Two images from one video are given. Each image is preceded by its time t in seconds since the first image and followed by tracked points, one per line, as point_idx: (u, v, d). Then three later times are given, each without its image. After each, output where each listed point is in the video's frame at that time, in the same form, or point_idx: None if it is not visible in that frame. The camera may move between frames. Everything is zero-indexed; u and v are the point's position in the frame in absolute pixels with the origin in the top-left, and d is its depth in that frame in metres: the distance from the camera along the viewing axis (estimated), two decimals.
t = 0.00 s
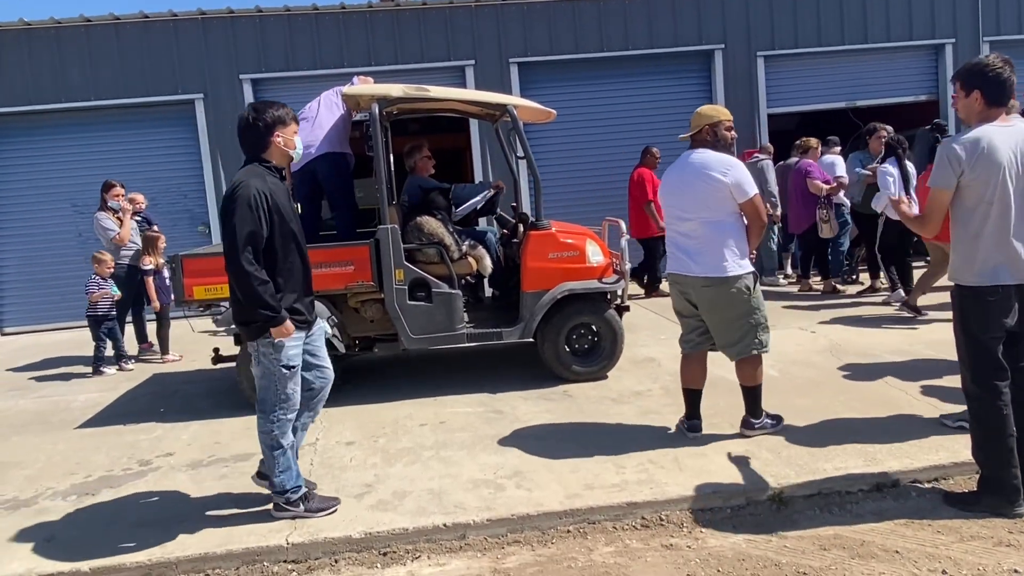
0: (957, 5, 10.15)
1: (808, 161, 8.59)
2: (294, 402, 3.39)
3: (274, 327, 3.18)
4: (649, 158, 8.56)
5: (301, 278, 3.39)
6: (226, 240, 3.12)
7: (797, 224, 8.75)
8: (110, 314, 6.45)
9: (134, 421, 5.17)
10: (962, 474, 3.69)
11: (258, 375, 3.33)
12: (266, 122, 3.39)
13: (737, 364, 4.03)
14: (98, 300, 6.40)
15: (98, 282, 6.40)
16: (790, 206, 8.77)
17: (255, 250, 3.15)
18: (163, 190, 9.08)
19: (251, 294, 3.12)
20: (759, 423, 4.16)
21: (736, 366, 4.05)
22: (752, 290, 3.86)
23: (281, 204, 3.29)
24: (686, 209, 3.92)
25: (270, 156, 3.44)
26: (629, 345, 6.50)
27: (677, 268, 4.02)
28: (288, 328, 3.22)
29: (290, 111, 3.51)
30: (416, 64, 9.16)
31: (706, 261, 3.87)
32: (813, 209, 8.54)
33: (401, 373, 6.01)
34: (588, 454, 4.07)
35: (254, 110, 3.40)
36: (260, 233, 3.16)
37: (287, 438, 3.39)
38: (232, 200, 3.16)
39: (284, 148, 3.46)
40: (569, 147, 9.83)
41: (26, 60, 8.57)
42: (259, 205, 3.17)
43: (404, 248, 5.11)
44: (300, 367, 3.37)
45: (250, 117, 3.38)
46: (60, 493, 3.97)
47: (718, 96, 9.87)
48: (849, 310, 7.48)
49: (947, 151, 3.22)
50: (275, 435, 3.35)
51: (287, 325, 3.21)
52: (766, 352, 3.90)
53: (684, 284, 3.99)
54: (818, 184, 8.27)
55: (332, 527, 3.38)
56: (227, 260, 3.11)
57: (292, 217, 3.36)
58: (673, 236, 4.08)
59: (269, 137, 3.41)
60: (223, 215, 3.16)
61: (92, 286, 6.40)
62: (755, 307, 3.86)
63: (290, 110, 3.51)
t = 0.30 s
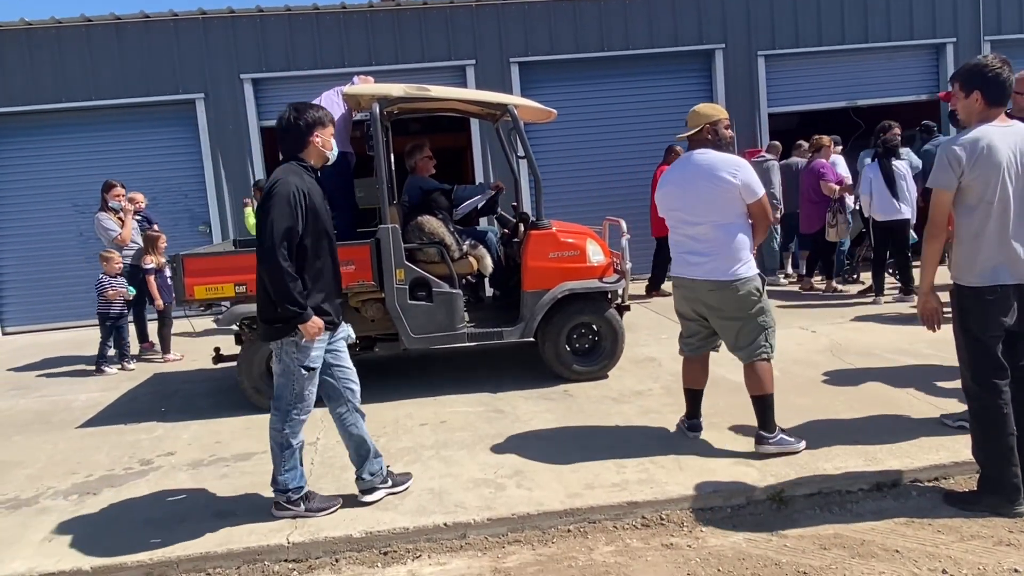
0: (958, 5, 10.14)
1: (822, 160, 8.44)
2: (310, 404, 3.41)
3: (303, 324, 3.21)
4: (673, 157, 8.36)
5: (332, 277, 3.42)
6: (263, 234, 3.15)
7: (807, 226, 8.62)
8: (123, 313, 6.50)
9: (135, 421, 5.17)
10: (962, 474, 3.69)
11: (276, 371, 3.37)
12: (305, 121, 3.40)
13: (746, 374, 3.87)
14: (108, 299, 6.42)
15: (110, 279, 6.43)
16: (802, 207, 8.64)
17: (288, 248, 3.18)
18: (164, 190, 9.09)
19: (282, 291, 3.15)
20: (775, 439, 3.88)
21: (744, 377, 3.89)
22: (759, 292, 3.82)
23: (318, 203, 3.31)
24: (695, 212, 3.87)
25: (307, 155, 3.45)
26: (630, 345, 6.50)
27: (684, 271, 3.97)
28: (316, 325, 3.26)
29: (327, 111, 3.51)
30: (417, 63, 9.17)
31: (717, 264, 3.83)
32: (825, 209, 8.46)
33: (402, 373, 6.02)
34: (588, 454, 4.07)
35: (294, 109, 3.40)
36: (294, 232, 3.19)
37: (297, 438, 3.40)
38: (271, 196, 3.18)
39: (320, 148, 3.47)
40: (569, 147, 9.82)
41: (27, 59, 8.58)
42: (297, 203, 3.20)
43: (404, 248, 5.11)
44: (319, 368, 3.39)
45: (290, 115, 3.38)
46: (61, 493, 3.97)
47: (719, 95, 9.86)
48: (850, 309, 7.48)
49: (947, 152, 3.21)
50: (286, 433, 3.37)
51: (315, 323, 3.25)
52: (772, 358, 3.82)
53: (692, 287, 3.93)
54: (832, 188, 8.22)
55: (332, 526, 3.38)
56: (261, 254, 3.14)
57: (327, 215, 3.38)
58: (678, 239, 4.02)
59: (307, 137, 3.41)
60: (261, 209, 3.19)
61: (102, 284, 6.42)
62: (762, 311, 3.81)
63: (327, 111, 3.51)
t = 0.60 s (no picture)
0: (958, 4, 10.13)
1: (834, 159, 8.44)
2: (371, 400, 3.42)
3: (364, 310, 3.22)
4: (695, 155, 8.38)
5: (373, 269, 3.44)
6: (318, 223, 3.15)
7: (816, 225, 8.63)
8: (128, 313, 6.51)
9: (135, 421, 5.17)
10: (962, 474, 3.69)
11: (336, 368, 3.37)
12: (333, 119, 3.40)
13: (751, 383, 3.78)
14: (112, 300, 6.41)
15: (113, 282, 6.43)
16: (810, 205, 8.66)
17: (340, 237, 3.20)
18: (164, 190, 9.09)
19: (340, 277, 3.15)
20: (775, 448, 3.82)
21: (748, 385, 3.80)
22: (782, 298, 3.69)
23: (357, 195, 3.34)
24: (727, 215, 3.70)
25: (338, 152, 3.43)
26: (630, 345, 6.50)
27: (711, 277, 3.77)
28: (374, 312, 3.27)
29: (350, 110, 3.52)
30: (417, 63, 9.16)
31: (751, 269, 3.66)
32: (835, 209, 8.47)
33: (402, 373, 6.01)
34: (588, 454, 4.06)
35: (321, 109, 3.40)
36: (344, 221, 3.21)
37: (345, 439, 3.42)
38: (320, 187, 3.19)
39: (349, 144, 3.47)
40: (570, 147, 9.82)
41: (27, 60, 8.58)
42: (342, 194, 3.23)
43: (404, 248, 5.11)
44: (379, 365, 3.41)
45: (317, 113, 3.38)
46: (61, 493, 3.97)
47: (719, 95, 9.86)
48: (850, 309, 7.47)
49: (950, 152, 3.18)
50: (339, 426, 3.37)
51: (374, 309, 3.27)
52: (778, 365, 3.72)
53: (720, 293, 3.74)
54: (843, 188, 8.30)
55: (332, 526, 3.38)
56: (320, 243, 3.14)
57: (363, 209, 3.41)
58: (704, 243, 3.82)
59: (335, 134, 3.39)
60: (310, 200, 3.19)
61: (106, 286, 6.42)
62: (779, 320, 3.71)
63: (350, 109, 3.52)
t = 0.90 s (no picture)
0: (959, 4, 10.14)
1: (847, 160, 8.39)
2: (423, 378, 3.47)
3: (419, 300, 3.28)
4: (712, 155, 8.38)
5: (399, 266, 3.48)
6: (374, 218, 3.15)
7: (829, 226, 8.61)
8: (130, 313, 6.51)
9: (135, 422, 5.17)
10: (963, 474, 3.68)
11: (389, 365, 3.32)
12: (356, 119, 3.33)
13: (758, 383, 3.76)
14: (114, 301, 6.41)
15: (114, 283, 6.41)
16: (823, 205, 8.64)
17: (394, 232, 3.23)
18: (164, 191, 9.09)
19: (401, 269, 3.20)
20: (776, 449, 3.82)
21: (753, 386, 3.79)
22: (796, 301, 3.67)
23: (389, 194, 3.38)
24: (752, 214, 3.61)
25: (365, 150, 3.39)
26: (630, 345, 6.50)
27: (733, 276, 3.66)
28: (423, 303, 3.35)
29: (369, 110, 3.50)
30: (418, 64, 9.17)
31: (773, 270, 3.61)
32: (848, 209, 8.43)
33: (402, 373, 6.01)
34: (588, 455, 4.06)
35: (344, 109, 3.34)
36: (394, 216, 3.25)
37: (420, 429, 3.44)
38: (368, 184, 3.19)
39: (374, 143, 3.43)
40: (570, 147, 9.82)
41: (27, 61, 8.58)
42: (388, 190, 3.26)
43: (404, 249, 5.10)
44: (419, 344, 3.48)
45: (341, 113, 3.31)
46: (62, 494, 3.97)
47: (719, 95, 9.86)
48: (851, 310, 7.47)
49: (957, 151, 3.18)
50: (415, 417, 3.38)
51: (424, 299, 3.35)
52: (790, 367, 3.70)
53: (740, 294, 3.65)
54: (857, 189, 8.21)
55: (333, 527, 3.38)
56: (379, 237, 3.15)
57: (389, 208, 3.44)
58: (723, 240, 3.72)
59: (359, 133, 3.33)
60: (358, 198, 3.17)
61: (107, 288, 6.39)
62: (794, 321, 3.69)
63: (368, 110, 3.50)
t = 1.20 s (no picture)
0: (959, 6, 10.14)
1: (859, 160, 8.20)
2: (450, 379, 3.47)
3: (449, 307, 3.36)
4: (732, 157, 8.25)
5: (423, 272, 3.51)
6: (427, 227, 3.18)
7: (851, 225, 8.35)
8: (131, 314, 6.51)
9: (135, 424, 5.17)
10: (964, 475, 3.68)
11: (421, 372, 3.31)
12: (399, 120, 3.31)
13: (760, 385, 3.76)
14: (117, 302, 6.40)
15: (113, 284, 6.38)
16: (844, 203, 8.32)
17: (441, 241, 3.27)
18: (164, 194, 9.09)
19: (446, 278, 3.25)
20: (777, 450, 3.81)
21: (756, 387, 3.78)
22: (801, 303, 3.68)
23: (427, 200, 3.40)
24: (763, 217, 3.59)
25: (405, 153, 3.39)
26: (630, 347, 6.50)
27: (742, 279, 3.64)
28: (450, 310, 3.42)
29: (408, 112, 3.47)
30: (417, 66, 9.17)
31: (779, 273, 3.61)
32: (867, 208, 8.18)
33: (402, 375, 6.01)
34: (589, 457, 4.06)
35: (388, 110, 3.31)
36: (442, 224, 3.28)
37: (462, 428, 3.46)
38: (424, 191, 3.20)
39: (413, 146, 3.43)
40: (570, 149, 9.82)
41: (27, 63, 8.59)
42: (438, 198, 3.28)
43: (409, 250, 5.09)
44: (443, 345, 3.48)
45: (386, 115, 3.29)
46: (62, 497, 3.96)
47: (719, 97, 9.87)
48: (852, 311, 7.46)
49: (957, 152, 3.18)
50: (456, 417, 3.40)
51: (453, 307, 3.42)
52: (792, 367, 3.70)
53: (747, 296, 3.64)
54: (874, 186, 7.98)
55: (333, 529, 3.37)
56: (430, 246, 3.17)
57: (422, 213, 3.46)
58: (730, 242, 3.69)
59: (398, 135, 3.31)
60: (411, 204, 3.19)
61: (107, 289, 6.37)
62: (798, 321, 3.71)
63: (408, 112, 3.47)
